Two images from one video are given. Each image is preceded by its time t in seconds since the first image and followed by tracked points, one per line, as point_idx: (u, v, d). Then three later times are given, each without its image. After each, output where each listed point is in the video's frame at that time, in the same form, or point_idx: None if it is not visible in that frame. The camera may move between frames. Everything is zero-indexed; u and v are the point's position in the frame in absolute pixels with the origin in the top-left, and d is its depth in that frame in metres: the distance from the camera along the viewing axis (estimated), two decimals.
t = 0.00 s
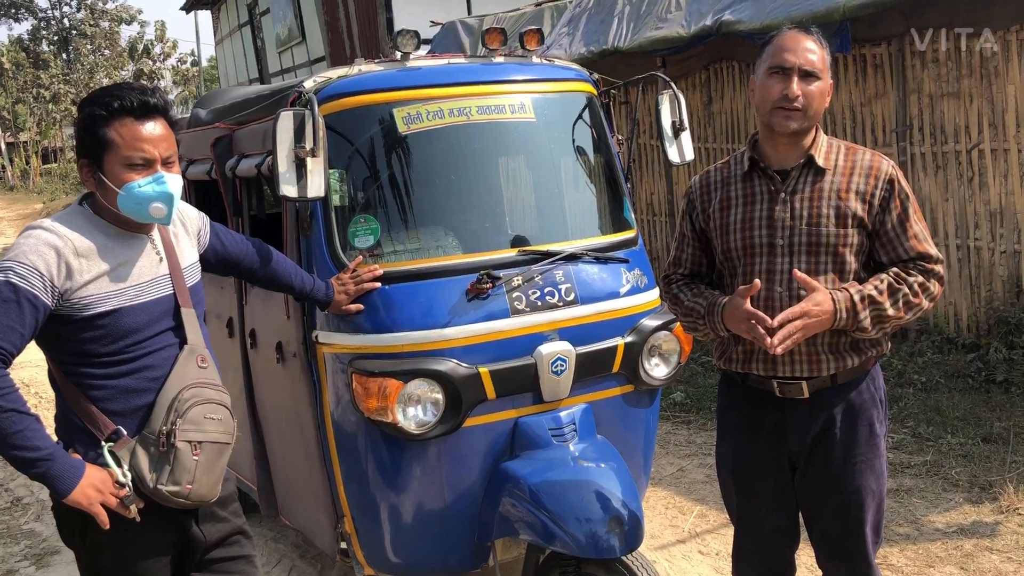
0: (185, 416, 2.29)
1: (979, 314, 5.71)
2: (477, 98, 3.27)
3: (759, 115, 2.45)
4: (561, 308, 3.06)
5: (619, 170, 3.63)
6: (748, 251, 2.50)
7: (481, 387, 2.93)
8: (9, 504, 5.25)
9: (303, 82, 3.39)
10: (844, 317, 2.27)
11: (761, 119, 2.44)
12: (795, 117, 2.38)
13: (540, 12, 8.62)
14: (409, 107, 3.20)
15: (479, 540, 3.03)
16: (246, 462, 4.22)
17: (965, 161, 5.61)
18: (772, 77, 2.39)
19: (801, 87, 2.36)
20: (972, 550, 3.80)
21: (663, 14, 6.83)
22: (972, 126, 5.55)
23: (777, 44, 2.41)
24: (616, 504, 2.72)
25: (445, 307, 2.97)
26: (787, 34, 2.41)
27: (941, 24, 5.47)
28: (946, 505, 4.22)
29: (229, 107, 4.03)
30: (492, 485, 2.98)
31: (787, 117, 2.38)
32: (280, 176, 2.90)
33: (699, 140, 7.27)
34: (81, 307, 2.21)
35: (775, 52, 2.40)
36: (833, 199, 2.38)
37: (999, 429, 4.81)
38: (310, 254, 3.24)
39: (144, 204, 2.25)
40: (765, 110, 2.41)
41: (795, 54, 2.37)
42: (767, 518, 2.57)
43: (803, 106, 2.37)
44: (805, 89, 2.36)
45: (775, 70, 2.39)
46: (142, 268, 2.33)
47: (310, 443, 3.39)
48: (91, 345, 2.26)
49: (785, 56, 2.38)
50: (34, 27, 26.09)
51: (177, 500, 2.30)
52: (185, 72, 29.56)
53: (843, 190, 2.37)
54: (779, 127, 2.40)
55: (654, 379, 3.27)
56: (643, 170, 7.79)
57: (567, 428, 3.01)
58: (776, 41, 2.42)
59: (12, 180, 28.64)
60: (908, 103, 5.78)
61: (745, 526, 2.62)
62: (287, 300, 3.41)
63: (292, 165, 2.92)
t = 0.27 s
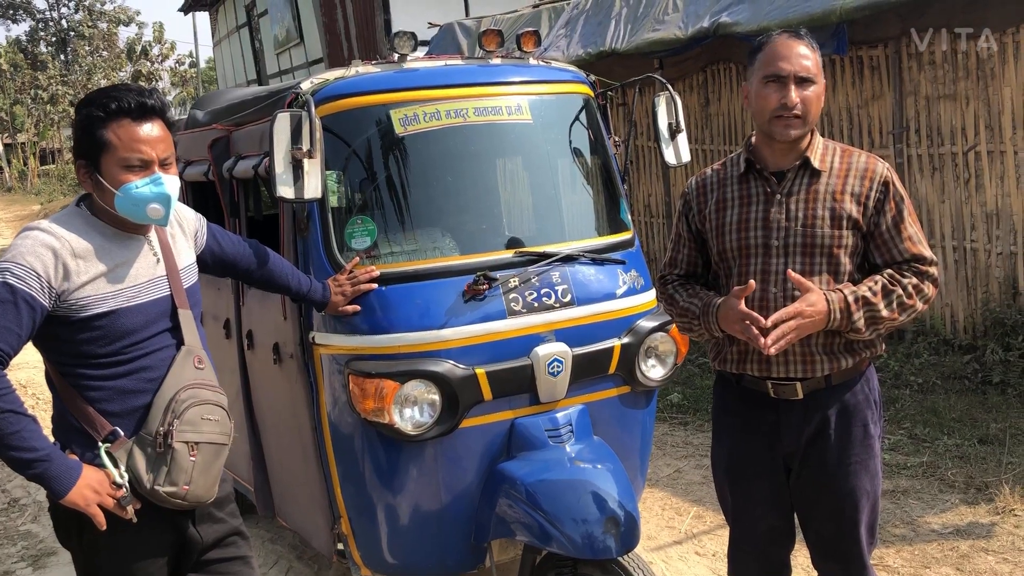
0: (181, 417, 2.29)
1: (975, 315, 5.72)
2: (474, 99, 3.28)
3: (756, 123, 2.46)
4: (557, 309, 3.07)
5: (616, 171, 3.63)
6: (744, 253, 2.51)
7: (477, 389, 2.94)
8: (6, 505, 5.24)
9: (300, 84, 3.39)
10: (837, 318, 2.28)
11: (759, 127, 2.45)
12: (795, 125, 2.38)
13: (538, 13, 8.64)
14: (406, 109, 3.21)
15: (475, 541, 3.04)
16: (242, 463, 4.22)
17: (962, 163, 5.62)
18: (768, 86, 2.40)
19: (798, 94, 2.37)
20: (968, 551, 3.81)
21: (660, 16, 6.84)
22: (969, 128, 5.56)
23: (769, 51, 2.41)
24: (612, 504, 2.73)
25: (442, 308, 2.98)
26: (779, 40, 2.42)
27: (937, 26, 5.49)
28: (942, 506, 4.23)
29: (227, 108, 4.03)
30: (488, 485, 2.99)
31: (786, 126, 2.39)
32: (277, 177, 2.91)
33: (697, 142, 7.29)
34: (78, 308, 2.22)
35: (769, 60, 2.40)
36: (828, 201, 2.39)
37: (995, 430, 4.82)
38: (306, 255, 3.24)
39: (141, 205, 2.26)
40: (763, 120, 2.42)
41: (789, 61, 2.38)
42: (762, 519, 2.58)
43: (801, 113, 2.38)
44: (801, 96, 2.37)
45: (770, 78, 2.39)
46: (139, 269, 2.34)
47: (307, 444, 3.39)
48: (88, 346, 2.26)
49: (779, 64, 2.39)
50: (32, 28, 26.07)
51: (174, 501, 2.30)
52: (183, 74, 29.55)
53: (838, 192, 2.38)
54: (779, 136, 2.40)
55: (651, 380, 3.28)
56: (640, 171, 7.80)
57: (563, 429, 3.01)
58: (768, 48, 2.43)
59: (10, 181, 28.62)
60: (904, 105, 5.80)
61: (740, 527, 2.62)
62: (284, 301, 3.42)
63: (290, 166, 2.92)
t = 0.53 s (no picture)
0: (179, 419, 2.30)
1: (972, 317, 5.74)
2: (471, 102, 3.29)
3: (750, 118, 2.47)
4: (554, 311, 3.08)
5: (613, 174, 3.65)
6: (739, 254, 2.52)
7: (474, 391, 2.95)
8: (4, 508, 5.25)
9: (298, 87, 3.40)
10: (840, 320, 2.27)
11: (752, 122, 2.47)
12: (787, 116, 2.40)
13: (536, 16, 8.66)
14: (403, 112, 3.22)
15: (472, 543, 3.04)
16: (240, 465, 4.23)
17: (958, 165, 5.64)
18: (759, 80, 2.42)
19: (789, 85, 2.38)
20: (965, 551, 3.82)
21: (657, 19, 6.86)
22: (965, 130, 5.57)
23: (760, 47, 2.44)
24: (608, 506, 2.74)
25: (439, 310, 2.99)
26: (769, 38, 2.45)
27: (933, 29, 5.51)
28: (939, 508, 4.24)
29: (225, 111, 4.05)
30: (485, 487, 3.00)
31: (779, 117, 2.40)
32: (274, 180, 2.92)
33: (694, 144, 7.31)
34: (76, 311, 2.23)
35: (761, 55, 2.42)
36: (823, 203, 2.40)
37: (991, 431, 4.83)
38: (304, 257, 3.25)
39: (139, 208, 2.27)
40: (757, 112, 2.43)
41: (779, 56, 2.40)
42: (758, 520, 2.59)
43: (793, 104, 2.39)
44: (793, 86, 2.38)
45: (761, 72, 2.42)
46: (137, 272, 2.35)
47: (304, 446, 3.40)
48: (86, 349, 2.27)
49: (769, 58, 2.41)
50: (30, 31, 26.09)
51: (172, 503, 2.31)
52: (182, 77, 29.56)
53: (833, 194, 2.39)
54: (772, 128, 2.42)
55: (647, 382, 3.29)
56: (638, 174, 7.82)
57: (560, 431, 3.02)
58: (760, 45, 2.46)
59: (9, 185, 28.62)
60: (901, 108, 5.82)
61: (736, 528, 2.63)
62: (282, 303, 3.43)
63: (287, 169, 2.94)
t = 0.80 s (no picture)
0: (176, 423, 2.31)
1: (968, 319, 5.75)
2: (467, 107, 3.30)
3: (737, 131, 2.48)
4: (549, 315, 3.10)
5: (608, 178, 3.66)
6: (732, 252, 2.53)
7: (470, 394, 2.96)
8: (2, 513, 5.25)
9: (294, 92, 3.42)
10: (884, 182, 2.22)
11: (740, 134, 2.48)
12: (775, 125, 2.41)
13: (532, 21, 8.69)
14: (398, 116, 3.23)
15: (468, 546, 3.05)
16: (237, 469, 4.23)
17: (953, 168, 5.66)
18: (739, 96, 2.42)
19: (770, 95, 2.39)
20: (960, 554, 3.83)
21: (653, 23, 6.89)
22: (960, 134, 5.59)
23: (734, 62, 2.44)
24: (604, 508, 2.75)
25: (434, 314, 3.00)
26: (743, 52, 2.45)
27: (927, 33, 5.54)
28: (934, 510, 4.25)
29: (222, 116, 4.06)
30: (481, 490, 3.00)
31: (767, 128, 2.42)
32: (270, 185, 2.93)
33: (690, 148, 7.33)
34: (74, 316, 2.24)
35: (735, 71, 2.43)
36: (816, 201, 2.42)
37: (987, 433, 4.84)
38: (300, 262, 3.26)
39: (136, 214, 2.28)
40: (743, 127, 2.44)
41: (754, 68, 2.41)
42: (753, 522, 2.60)
43: (778, 113, 2.41)
44: (773, 96, 2.39)
45: (740, 88, 2.42)
46: (134, 277, 2.36)
47: (301, 450, 3.41)
48: (83, 354, 2.28)
49: (745, 73, 2.41)
50: (28, 37, 26.11)
51: (169, 507, 2.32)
52: (180, 82, 29.59)
53: (825, 191, 2.42)
54: (762, 139, 2.44)
55: (643, 385, 3.31)
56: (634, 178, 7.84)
57: (556, 434, 3.03)
58: (735, 59, 2.46)
59: (7, 190, 28.62)
60: (896, 111, 5.84)
61: (731, 530, 2.64)
62: (278, 308, 3.43)
63: (282, 173, 2.95)
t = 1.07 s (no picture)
0: (171, 429, 2.31)
1: (961, 323, 5.77)
2: (460, 112, 3.31)
3: (724, 136, 2.49)
4: (544, 319, 3.10)
5: (602, 183, 3.67)
6: (722, 261, 2.53)
7: (465, 399, 2.96)
8: None
9: (288, 97, 3.42)
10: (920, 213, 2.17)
11: (727, 140, 2.49)
12: (760, 133, 2.42)
13: (527, 26, 8.71)
14: (392, 122, 3.24)
15: (463, 551, 3.05)
16: (231, 475, 4.22)
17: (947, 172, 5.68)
18: (728, 99, 2.44)
19: (758, 101, 2.40)
20: (954, 557, 3.84)
21: (648, 28, 6.91)
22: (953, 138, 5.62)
23: (726, 66, 2.46)
24: (598, 512, 2.75)
25: (428, 319, 3.00)
26: (734, 55, 2.47)
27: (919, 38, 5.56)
28: (929, 513, 4.25)
29: (216, 122, 4.06)
30: (475, 496, 3.00)
31: (752, 134, 2.42)
32: (264, 190, 2.93)
33: (685, 152, 7.34)
34: (67, 322, 2.23)
35: (727, 73, 2.45)
36: (805, 208, 2.43)
37: (981, 437, 4.86)
38: (294, 267, 3.26)
39: (130, 219, 2.28)
40: (730, 130, 2.46)
41: (745, 72, 2.42)
42: (746, 526, 2.60)
43: (765, 120, 2.41)
44: (762, 102, 2.40)
45: (729, 91, 2.44)
46: (127, 282, 2.36)
47: (295, 456, 3.40)
48: (77, 360, 2.28)
49: (736, 76, 2.43)
50: (23, 42, 26.08)
51: (163, 513, 2.31)
52: (175, 87, 29.58)
53: (814, 199, 2.42)
54: (747, 146, 2.44)
55: (637, 390, 3.31)
56: (629, 182, 7.85)
57: (550, 439, 3.03)
58: (726, 62, 2.48)
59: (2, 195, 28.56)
60: (889, 115, 5.87)
61: (725, 535, 2.64)
62: (272, 313, 3.43)
63: (276, 179, 2.95)
